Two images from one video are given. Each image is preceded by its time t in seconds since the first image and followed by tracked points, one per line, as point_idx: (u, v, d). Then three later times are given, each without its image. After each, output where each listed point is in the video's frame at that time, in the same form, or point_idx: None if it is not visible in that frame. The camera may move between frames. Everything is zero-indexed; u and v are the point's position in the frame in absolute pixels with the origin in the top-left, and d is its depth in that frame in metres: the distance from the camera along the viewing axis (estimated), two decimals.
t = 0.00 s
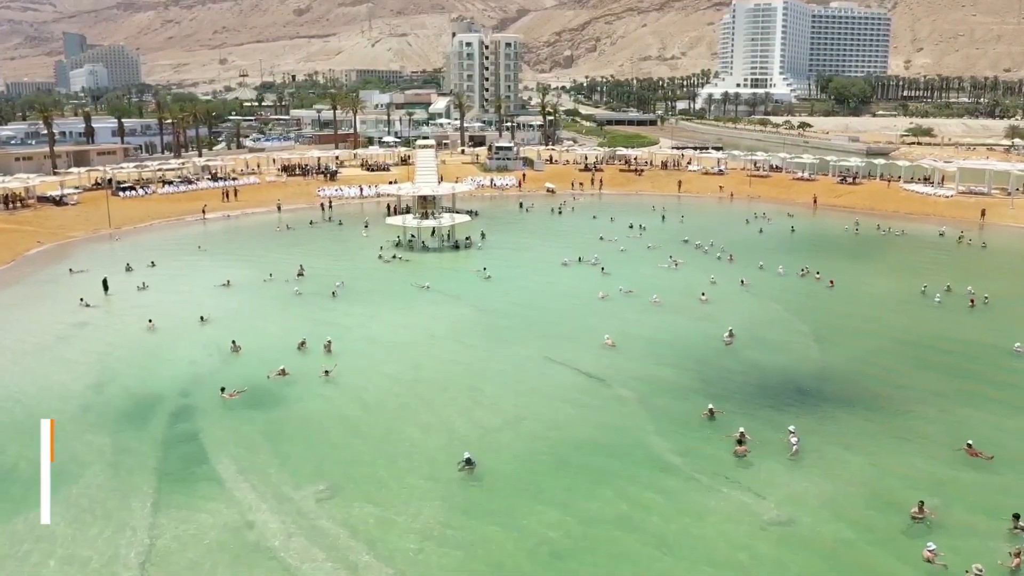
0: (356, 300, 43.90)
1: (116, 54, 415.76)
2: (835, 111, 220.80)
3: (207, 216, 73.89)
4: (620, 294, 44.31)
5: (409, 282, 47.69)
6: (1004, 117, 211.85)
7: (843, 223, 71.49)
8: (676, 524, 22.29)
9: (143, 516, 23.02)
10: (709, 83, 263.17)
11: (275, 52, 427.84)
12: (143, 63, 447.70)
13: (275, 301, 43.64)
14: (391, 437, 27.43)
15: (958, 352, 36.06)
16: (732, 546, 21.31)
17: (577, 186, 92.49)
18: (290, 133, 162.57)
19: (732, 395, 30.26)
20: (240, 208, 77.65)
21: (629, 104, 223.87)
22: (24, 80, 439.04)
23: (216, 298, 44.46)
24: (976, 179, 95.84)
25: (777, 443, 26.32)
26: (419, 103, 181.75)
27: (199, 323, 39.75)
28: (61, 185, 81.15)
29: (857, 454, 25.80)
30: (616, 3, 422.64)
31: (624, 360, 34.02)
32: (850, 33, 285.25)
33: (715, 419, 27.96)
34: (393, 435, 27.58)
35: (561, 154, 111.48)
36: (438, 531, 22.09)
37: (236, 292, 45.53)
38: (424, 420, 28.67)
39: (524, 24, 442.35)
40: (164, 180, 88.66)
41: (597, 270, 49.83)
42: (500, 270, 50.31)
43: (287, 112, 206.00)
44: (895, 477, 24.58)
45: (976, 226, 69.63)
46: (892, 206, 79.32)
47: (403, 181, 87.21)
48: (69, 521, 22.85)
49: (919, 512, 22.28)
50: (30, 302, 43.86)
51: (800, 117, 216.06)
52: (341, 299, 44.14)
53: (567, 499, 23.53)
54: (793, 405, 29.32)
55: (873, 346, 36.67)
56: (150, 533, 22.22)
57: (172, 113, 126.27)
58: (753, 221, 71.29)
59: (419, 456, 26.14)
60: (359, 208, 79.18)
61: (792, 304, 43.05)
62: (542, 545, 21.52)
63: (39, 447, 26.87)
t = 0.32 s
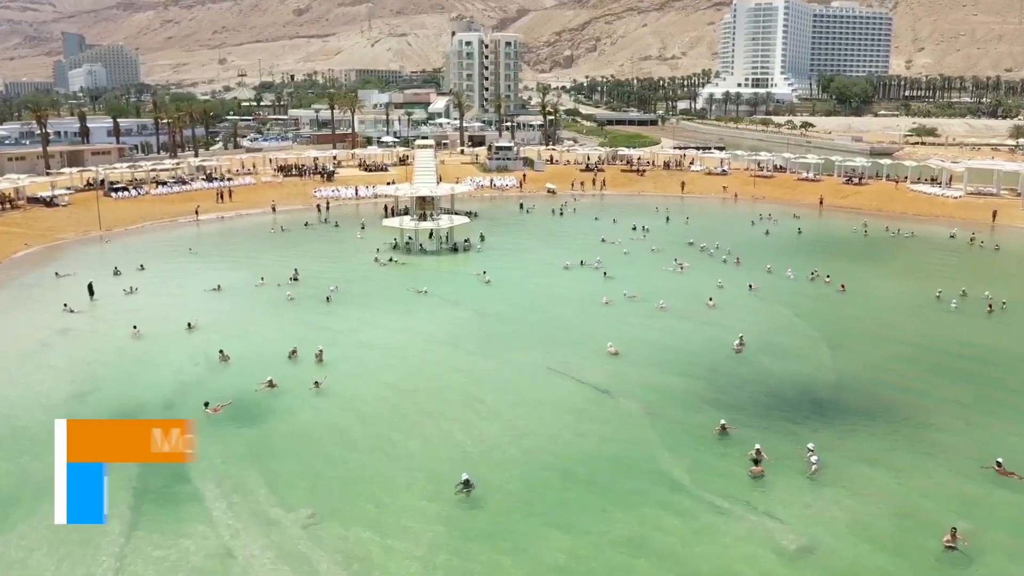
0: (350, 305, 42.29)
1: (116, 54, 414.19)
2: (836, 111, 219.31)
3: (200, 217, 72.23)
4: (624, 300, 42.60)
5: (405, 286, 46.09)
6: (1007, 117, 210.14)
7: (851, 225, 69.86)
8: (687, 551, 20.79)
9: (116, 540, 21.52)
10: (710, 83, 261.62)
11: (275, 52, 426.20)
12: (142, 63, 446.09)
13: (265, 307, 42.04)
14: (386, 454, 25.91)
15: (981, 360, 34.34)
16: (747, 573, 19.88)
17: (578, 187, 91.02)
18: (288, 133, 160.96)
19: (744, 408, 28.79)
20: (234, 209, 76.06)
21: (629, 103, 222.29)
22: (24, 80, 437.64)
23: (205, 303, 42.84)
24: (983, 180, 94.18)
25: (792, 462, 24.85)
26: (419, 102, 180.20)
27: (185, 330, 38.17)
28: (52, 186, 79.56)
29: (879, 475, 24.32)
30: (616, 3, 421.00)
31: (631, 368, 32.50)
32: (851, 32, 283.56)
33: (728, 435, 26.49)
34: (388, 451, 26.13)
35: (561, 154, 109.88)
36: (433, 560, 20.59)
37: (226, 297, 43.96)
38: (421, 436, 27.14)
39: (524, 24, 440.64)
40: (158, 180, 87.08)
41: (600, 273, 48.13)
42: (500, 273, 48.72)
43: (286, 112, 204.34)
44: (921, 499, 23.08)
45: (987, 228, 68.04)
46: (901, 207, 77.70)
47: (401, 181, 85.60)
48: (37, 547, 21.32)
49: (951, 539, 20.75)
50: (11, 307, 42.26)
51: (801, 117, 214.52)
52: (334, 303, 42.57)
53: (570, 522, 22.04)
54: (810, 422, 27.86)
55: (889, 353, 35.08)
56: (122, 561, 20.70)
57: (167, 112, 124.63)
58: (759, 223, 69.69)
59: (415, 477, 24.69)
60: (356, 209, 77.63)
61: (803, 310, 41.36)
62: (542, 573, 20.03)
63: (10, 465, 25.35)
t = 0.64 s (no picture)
0: (342, 314, 40.05)
1: (113, 53, 411.16)
2: (839, 111, 216.74)
3: (189, 219, 69.82)
4: (631, 307, 40.38)
5: (400, 292, 43.91)
6: (1011, 117, 207.85)
7: (863, 227, 67.64)
8: None
9: None
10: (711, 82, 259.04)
11: (273, 52, 423.29)
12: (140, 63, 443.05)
13: (251, 316, 39.79)
14: (378, 493, 24.04)
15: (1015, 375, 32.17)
16: None
17: (578, 187, 88.84)
18: (284, 132, 158.50)
19: (763, 430, 26.82)
20: (225, 210, 73.73)
21: (630, 103, 219.65)
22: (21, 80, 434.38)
23: (187, 312, 40.55)
24: (994, 179, 91.86)
25: (819, 498, 23.00)
26: (417, 102, 177.77)
27: (164, 342, 35.94)
28: (37, 188, 77.19)
29: (916, 512, 22.44)
30: (616, 2, 418.12)
31: (640, 384, 30.49)
32: (853, 31, 281.02)
33: (749, 463, 24.76)
34: (379, 489, 24.24)
35: (562, 154, 107.62)
36: None
37: (210, 304, 41.75)
38: (415, 470, 25.27)
39: (524, 24, 437.80)
40: (147, 181, 84.70)
41: (603, 280, 45.90)
42: (500, 278, 46.58)
43: (283, 112, 201.73)
44: (961, 541, 21.21)
45: (1003, 230, 65.86)
46: (912, 208, 75.50)
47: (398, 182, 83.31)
48: None
49: None
50: None
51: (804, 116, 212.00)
52: (325, 312, 40.37)
53: None
54: (835, 446, 25.92)
55: (916, 365, 32.97)
56: None
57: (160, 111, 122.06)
58: (768, 225, 67.51)
59: (409, 517, 22.82)
60: (351, 210, 75.38)
61: (820, 319, 39.17)
62: None
63: None
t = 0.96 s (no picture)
0: (336, 321, 38.50)
1: (111, 52, 409.19)
2: (841, 110, 215.10)
3: (181, 221, 68.28)
4: (636, 313, 38.82)
5: (396, 297, 42.36)
6: (1014, 117, 206.20)
7: (870, 228, 66.19)
8: None
9: None
10: (712, 82, 257.40)
11: (272, 52, 421.44)
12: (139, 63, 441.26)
13: (241, 322, 38.37)
14: (372, 514, 22.50)
15: None
16: None
17: (580, 188, 87.39)
18: (281, 132, 157.02)
19: (781, 449, 25.28)
20: (219, 211, 72.19)
21: (630, 102, 218.02)
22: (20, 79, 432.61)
23: (174, 318, 39.06)
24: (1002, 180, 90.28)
25: (844, 522, 21.50)
26: (416, 101, 176.14)
27: (148, 351, 34.65)
28: (27, 188, 75.65)
29: (951, 540, 20.90)
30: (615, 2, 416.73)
31: (647, 396, 28.96)
32: (854, 30, 279.32)
33: (766, 483, 23.22)
34: (372, 512, 22.65)
35: (563, 154, 106.13)
36: None
37: (199, 310, 40.23)
38: (411, 489, 23.72)
39: (524, 23, 435.96)
40: (140, 181, 83.19)
41: (606, 284, 44.38)
42: (500, 283, 45.01)
43: (281, 111, 200.04)
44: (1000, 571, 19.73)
45: (1014, 232, 64.37)
46: (920, 209, 74.07)
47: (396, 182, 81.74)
48: None
49: None
50: None
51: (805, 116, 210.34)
52: (318, 318, 38.83)
53: None
54: (860, 466, 24.37)
55: (936, 376, 31.46)
56: None
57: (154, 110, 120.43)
58: (774, 226, 66.09)
59: (406, 542, 21.28)
60: (348, 212, 73.87)
61: (833, 326, 37.66)
62: None
63: None
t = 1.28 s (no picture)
0: (328, 328, 36.80)
1: (110, 51, 407.54)
2: (842, 110, 213.36)
3: (172, 222, 66.51)
4: (641, 319, 37.16)
5: (392, 302, 40.72)
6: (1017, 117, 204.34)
7: (880, 230, 64.52)
8: None
9: None
10: (712, 82, 255.75)
11: (270, 52, 419.67)
12: (137, 62, 439.57)
13: (227, 330, 36.60)
14: (363, 546, 20.86)
15: None
16: None
17: (581, 188, 85.79)
18: (278, 132, 155.13)
19: (801, 470, 23.61)
20: (212, 212, 70.51)
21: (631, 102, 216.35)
22: (19, 79, 430.83)
23: (158, 325, 37.53)
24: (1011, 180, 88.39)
25: (875, 554, 19.83)
26: (415, 100, 174.47)
27: (128, 361, 32.97)
28: (16, 188, 74.03)
29: None
30: (615, 2, 415.01)
31: (656, 410, 27.28)
32: (855, 30, 277.57)
33: (788, 508, 21.57)
34: (361, 544, 20.99)
35: (564, 154, 104.53)
36: None
37: (184, 316, 38.65)
38: (405, 516, 22.07)
39: (524, 22, 434.48)
40: (133, 181, 81.65)
41: (609, 288, 42.76)
42: (500, 287, 43.39)
43: (279, 110, 198.27)
44: None
45: None
46: (929, 210, 72.36)
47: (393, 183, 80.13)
48: None
49: None
50: None
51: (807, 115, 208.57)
52: (308, 325, 37.17)
53: None
54: (888, 488, 22.68)
55: (961, 389, 29.72)
56: None
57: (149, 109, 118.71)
58: (781, 227, 64.49)
59: None
60: (345, 212, 72.22)
61: (847, 333, 35.92)
62: None
63: None
